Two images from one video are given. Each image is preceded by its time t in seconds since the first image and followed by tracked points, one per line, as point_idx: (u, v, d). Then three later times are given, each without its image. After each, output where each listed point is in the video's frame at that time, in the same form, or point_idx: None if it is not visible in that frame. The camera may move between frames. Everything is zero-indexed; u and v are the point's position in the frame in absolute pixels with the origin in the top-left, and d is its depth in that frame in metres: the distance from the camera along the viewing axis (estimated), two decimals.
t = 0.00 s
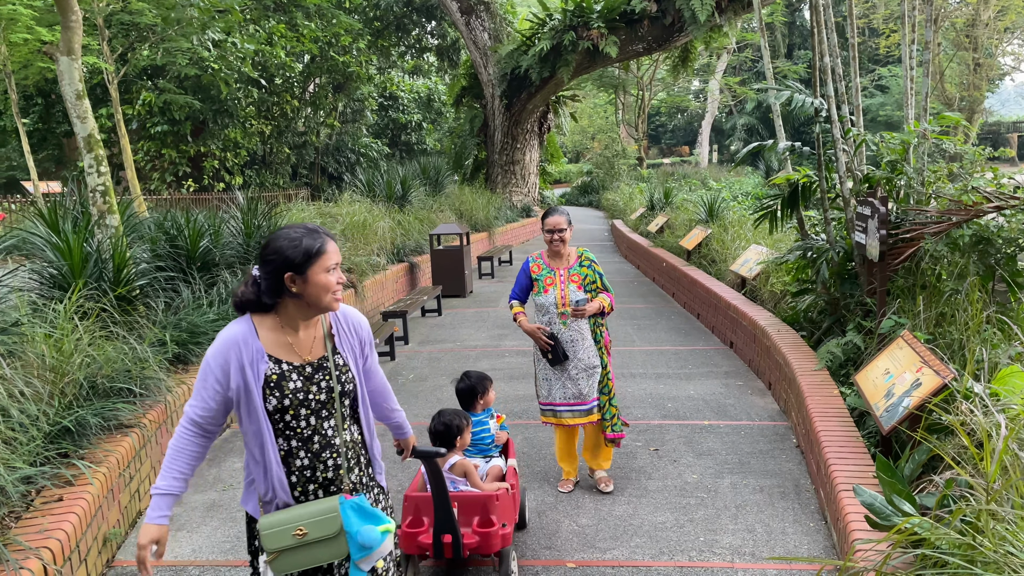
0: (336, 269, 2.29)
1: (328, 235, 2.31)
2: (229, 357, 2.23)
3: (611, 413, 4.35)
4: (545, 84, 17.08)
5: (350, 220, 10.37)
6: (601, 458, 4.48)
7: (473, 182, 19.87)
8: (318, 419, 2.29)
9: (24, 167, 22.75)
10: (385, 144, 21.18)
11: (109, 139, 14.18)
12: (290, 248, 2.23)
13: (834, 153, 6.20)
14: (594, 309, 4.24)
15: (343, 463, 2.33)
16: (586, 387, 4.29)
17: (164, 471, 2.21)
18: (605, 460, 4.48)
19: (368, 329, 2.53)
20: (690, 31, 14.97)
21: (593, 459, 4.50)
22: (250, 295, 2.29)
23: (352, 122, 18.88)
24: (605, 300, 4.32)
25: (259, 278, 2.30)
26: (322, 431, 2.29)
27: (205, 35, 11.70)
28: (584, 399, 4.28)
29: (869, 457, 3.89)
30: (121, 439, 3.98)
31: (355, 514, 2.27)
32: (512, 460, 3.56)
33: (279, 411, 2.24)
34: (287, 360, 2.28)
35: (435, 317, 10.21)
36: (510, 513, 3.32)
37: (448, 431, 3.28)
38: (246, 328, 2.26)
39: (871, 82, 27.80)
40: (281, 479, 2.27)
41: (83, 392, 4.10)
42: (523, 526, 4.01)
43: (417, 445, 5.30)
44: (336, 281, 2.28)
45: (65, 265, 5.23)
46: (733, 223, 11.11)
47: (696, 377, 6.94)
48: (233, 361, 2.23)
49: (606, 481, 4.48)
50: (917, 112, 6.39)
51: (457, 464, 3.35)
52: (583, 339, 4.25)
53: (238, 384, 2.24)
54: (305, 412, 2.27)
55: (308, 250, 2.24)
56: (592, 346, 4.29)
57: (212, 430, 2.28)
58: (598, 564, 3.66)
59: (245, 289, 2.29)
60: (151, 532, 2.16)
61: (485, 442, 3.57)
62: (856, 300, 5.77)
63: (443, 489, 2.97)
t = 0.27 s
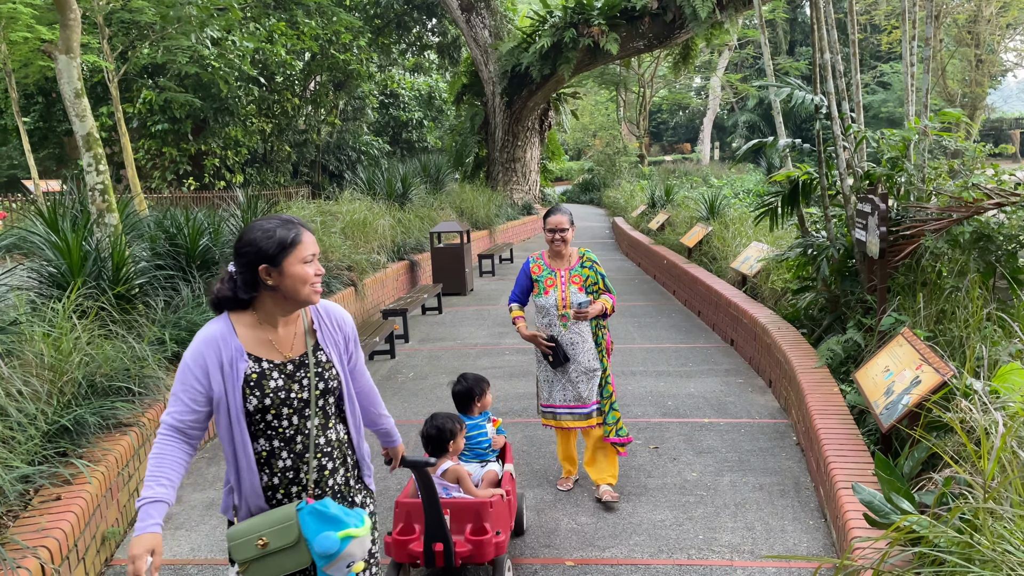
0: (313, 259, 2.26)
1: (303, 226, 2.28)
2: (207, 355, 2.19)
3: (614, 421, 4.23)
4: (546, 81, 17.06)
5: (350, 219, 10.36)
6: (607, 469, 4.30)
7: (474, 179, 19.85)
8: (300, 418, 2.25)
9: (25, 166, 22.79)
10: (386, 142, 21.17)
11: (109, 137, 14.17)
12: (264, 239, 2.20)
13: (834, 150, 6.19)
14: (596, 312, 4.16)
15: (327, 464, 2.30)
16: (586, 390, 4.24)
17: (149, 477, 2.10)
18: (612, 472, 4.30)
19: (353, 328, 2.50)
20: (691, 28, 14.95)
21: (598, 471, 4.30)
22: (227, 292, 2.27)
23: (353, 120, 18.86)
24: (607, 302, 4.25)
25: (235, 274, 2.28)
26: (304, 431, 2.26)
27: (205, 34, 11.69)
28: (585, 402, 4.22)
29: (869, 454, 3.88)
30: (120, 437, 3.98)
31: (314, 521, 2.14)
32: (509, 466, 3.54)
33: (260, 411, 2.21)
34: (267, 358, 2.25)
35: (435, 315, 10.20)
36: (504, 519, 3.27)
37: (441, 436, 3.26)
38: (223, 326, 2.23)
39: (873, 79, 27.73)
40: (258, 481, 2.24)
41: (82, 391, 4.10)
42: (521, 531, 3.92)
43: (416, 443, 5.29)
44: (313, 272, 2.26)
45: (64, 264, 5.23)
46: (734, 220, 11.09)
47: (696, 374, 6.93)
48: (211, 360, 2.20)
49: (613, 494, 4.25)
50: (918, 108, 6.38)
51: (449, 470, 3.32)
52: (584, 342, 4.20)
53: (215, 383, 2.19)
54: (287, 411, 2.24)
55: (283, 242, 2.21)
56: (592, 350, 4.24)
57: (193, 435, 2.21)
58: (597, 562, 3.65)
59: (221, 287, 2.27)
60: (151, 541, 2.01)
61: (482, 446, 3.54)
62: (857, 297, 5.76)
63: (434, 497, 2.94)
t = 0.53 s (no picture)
0: (282, 259, 2.22)
1: (274, 225, 2.25)
2: (183, 361, 2.16)
3: (616, 424, 4.15)
4: (546, 78, 17.03)
5: (350, 216, 10.35)
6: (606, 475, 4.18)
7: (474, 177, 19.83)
8: (279, 425, 2.23)
9: (24, 164, 22.77)
10: (386, 139, 21.15)
11: (110, 135, 14.16)
12: (230, 238, 2.19)
13: (834, 147, 6.17)
14: (599, 314, 4.05)
15: (309, 472, 2.27)
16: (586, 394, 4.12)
17: (153, 485, 2.04)
18: (613, 478, 4.17)
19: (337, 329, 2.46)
20: (692, 24, 14.91)
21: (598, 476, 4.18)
22: (201, 294, 2.27)
23: (353, 117, 18.84)
24: (611, 304, 4.14)
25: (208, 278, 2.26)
26: (284, 439, 2.24)
27: (204, 31, 11.67)
28: (585, 406, 4.11)
29: (869, 450, 3.88)
30: (118, 435, 3.97)
31: (281, 531, 2.06)
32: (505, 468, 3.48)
33: (236, 419, 2.18)
34: (244, 364, 2.23)
35: (436, 312, 10.19)
36: (498, 524, 3.20)
37: (432, 440, 3.20)
38: (197, 328, 2.22)
39: (874, 75, 27.66)
40: (237, 490, 2.22)
41: (81, 389, 4.10)
42: (517, 537, 3.85)
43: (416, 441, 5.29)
44: (282, 272, 2.22)
45: (62, 262, 5.24)
46: (735, 217, 11.07)
47: (696, 371, 6.92)
48: (188, 365, 2.17)
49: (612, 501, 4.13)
50: (918, 104, 6.36)
51: (441, 475, 3.22)
52: (586, 345, 4.09)
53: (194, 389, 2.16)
54: (265, 419, 2.21)
55: (248, 240, 2.19)
56: (594, 352, 4.12)
57: (184, 445, 2.16)
58: (596, 559, 3.65)
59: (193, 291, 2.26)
60: (178, 539, 1.95)
61: (478, 450, 3.51)
62: (857, 293, 5.74)
63: (426, 504, 2.86)
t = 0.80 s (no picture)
0: (238, 269, 2.10)
1: (238, 232, 2.13)
2: (161, 377, 2.08)
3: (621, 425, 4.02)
4: (547, 75, 17.02)
5: (351, 213, 10.35)
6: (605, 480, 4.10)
7: (475, 174, 19.82)
8: (261, 441, 2.16)
9: (25, 161, 22.83)
10: (387, 136, 21.14)
11: (110, 133, 14.16)
12: (192, 247, 2.12)
13: (834, 142, 6.16)
14: (605, 314, 3.99)
15: (291, 489, 2.20)
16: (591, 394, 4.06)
17: (153, 505, 1.96)
18: (612, 483, 4.09)
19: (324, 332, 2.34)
20: (692, 20, 14.89)
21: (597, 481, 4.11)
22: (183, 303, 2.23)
23: (354, 114, 18.83)
24: (618, 304, 4.06)
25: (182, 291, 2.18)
26: (266, 455, 2.16)
27: (204, 28, 11.66)
28: (589, 407, 4.04)
29: (868, 446, 3.87)
30: (117, 432, 3.98)
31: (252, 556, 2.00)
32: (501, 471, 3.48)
33: (217, 437, 2.11)
34: (223, 380, 2.14)
35: (436, 309, 10.20)
36: (493, 528, 3.19)
37: (424, 445, 3.20)
38: (170, 340, 2.15)
39: (874, 71, 27.63)
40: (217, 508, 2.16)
41: (81, 386, 4.10)
42: (514, 540, 3.77)
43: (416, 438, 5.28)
44: (239, 282, 2.10)
45: (62, 259, 5.24)
46: (735, 213, 11.06)
47: (697, 367, 6.91)
48: (167, 381, 2.08)
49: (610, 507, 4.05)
50: (918, 99, 6.34)
51: (433, 479, 3.22)
52: (591, 345, 4.01)
53: (179, 406, 2.09)
54: (247, 435, 2.14)
55: (206, 248, 2.10)
56: (600, 353, 4.03)
57: (175, 462, 2.08)
58: (595, 556, 3.65)
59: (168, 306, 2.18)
60: (194, 548, 1.92)
61: (474, 454, 3.48)
62: (857, 289, 5.74)
63: (416, 507, 2.75)
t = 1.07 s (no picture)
0: (200, 282, 1.96)
1: (202, 242, 1.99)
2: (131, 398, 1.95)
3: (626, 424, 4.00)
4: (548, 70, 17.00)
5: (352, 210, 10.35)
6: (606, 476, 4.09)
7: (476, 170, 19.82)
8: (241, 463, 2.04)
9: (27, 158, 22.87)
10: (388, 132, 21.14)
11: (111, 130, 14.17)
12: (156, 257, 1.99)
13: (835, 137, 6.15)
14: (611, 309, 3.92)
15: (275, 512, 2.08)
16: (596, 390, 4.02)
17: (128, 545, 1.83)
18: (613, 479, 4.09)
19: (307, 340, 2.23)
20: (693, 15, 14.88)
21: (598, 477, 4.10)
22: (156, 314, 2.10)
23: (355, 111, 18.81)
24: (626, 299, 4.00)
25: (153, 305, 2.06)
26: (246, 478, 2.04)
27: (204, 25, 11.65)
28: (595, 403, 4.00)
29: (868, 441, 3.88)
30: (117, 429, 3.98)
31: None
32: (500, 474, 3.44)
33: (193, 460, 1.99)
34: (198, 400, 2.01)
35: (437, 305, 10.20)
36: (489, 531, 3.16)
37: (416, 450, 3.08)
38: (140, 355, 2.02)
39: (876, 65, 27.58)
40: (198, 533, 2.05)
41: (81, 383, 4.11)
42: (513, 543, 3.67)
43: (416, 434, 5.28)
44: (200, 296, 1.96)
45: (62, 256, 5.25)
46: (736, 209, 11.05)
47: (698, 363, 6.91)
48: (138, 402, 1.96)
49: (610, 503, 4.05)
50: (919, 94, 6.33)
51: (426, 482, 3.16)
52: (597, 340, 3.99)
53: (153, 428, 1.96)
54: (225, 457, 2.02)
55: (169, 260, 1.97)
56: (606, 350, 4.02)
57: (151, 489, 1.95)
58: (595, 551, 3.65)
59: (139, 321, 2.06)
60: None
61: (473, 456, 3.43)
62: (858, 284, 5.73)
63: (409, 515, 2.69)
